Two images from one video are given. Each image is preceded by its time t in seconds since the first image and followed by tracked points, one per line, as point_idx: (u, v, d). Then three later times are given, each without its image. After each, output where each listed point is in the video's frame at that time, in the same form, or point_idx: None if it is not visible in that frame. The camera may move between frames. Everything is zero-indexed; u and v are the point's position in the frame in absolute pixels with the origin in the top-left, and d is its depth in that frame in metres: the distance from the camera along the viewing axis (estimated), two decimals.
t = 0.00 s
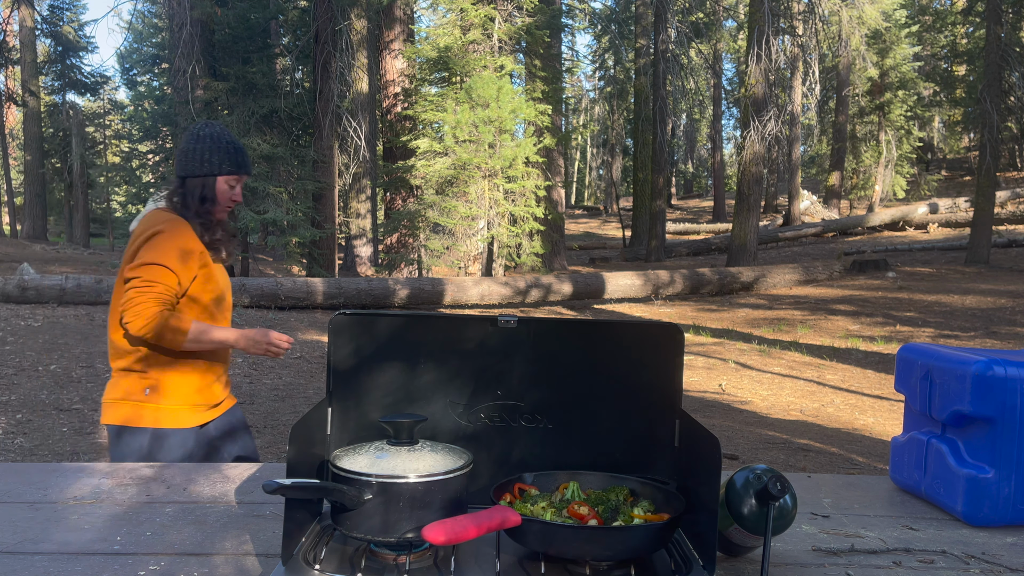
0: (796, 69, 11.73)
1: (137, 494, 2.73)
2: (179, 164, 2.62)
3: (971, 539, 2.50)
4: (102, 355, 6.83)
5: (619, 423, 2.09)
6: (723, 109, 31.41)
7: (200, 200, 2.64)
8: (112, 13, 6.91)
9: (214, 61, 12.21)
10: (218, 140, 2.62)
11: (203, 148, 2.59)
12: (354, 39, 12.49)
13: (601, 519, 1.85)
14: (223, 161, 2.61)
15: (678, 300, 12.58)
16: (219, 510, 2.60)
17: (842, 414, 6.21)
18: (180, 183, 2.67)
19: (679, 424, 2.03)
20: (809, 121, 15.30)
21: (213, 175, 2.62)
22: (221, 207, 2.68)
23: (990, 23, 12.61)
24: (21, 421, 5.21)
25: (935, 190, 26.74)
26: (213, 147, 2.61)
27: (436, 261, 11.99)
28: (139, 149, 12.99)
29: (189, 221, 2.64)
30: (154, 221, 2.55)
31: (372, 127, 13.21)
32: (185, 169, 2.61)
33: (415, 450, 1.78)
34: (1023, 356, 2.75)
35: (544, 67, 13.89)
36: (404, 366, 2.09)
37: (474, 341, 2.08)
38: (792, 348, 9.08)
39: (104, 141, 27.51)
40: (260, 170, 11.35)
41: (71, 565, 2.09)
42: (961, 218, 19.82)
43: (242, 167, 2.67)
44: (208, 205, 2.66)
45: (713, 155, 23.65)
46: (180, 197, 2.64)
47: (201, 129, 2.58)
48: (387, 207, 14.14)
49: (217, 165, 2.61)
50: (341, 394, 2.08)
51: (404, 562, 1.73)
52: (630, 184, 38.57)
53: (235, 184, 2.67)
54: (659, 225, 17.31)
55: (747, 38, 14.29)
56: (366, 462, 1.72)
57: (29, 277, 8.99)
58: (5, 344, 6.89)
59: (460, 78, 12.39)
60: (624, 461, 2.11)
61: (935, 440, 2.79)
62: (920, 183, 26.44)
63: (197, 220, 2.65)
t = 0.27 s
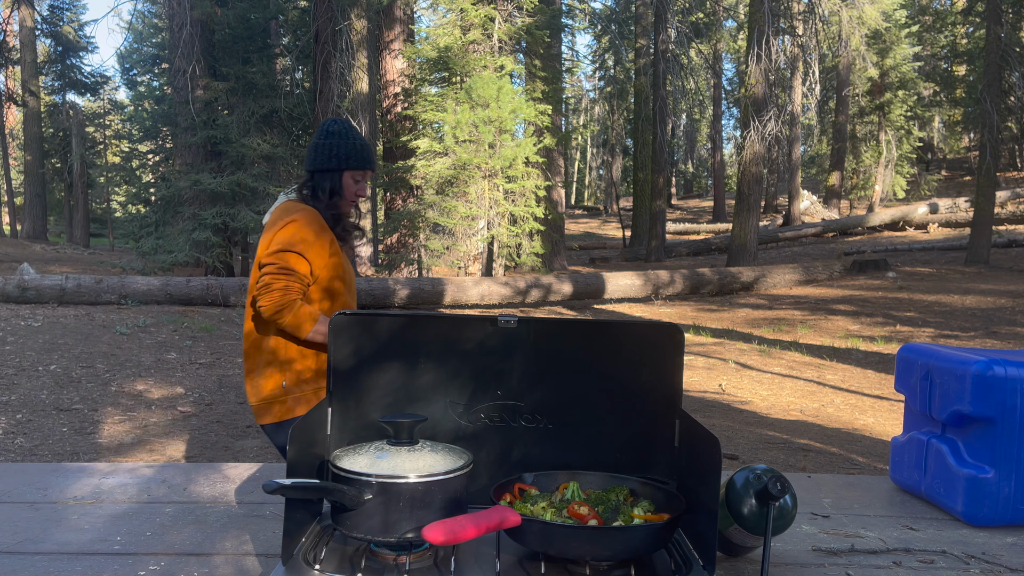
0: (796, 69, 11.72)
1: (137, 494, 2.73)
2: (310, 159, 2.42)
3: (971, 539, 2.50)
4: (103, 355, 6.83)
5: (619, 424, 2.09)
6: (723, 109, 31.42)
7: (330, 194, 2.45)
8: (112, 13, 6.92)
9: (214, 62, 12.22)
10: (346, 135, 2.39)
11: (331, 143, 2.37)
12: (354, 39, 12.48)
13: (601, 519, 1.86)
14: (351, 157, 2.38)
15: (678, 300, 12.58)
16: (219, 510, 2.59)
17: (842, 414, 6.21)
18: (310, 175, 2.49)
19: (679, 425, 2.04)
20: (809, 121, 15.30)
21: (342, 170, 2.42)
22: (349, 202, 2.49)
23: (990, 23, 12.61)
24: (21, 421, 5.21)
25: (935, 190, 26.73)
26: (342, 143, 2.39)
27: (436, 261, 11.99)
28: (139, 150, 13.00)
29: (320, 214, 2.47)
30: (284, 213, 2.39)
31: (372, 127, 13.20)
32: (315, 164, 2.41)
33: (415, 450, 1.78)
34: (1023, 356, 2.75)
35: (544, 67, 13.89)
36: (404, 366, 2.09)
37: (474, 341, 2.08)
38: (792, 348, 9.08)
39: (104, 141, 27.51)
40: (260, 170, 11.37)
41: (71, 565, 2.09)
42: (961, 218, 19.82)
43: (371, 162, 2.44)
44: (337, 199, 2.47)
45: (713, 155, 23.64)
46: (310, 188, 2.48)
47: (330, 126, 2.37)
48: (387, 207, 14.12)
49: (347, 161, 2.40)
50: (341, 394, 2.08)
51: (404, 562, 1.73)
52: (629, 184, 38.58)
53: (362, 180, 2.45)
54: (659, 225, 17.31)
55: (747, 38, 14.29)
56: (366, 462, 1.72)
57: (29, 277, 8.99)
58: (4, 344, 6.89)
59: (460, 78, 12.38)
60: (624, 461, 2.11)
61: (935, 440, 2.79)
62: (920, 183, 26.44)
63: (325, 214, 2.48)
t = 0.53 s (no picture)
0: (796, 69, 11.72)
1: (137, 494, 2.73)
2: (407, 176, 2.52)
3: (971, 539, 2.50)
4: (102, 355, 6.83)
5: (620, 424, 2.10)
6: (723, 109, 31.42)
7: (426, 212, 2.54)
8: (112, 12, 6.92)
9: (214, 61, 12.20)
10: (445, 154, 2.50)
11: (430, 160, 2.48)
12: (354, 39, 12.47)
13: (602, 519, 1.85)
14: (448, 174, 2.49)
15: (678, 300, 12.58)
16: (220, 509, 2.59)
17: (842, 414, 6.21)
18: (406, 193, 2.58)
19: (679, 424, 2.04)
20: (809, 121, 15.29)
21: (439, 190, 2.51)
22: (443, 220, 2.58)
23: (990, 23, 12.61)
24: (21, 421, 5.21)
25: (935, 190, 26.73)
26: (440, 161, 2.49)
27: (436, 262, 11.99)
28: (140, 149, 13.00)
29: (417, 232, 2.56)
30: (385, 232, 2.48)
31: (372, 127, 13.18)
32: (413, 181, 2.50)
33: (415, 450, 1.78)
34: (1023, 356, 2.75)
35: (544, 67, 13.89)
36: (404, 366, 2.09)
37: (474, 341, 2.08)
38: (792, 348, 9.08)
39: (104, 141, 27.51)
40: (260, 170, 11.35)
41: (71, 565, 2.09)
42: (961, 217, 19.82)
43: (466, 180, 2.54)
44: (432, 218, 2.55)
45: (713, 155, 23.63)
46: (408, 207, 2.56)
47: (430, 142, 2.47)
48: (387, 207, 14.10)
49: (444, 179, 2.49)
50: (341, 394, 2.08)
51: (404, 562, 1.73)
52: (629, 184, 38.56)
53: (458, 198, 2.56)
54: (659, 225, 17.31)
55: (747, 38, 14.29)
56: (365, 461, 1.72)
57: (29, 277, 8.99)
58: (4, 344, 6.89)
59: (460, 78, 12.37)
60: (624, 461, 2.11)
61: (935, 440, 2.79)
62: (920, 183, 26.44)
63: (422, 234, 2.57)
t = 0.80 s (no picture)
0: (796, 69, 11.71)
1: (137, 494, 2.73)
2: (553, 196, 2.47)
3: (970, 539, 2.50)
4: (102, 355, 6.83)
5: (620, 425, 2.09)
6: (723, 109, 31.41)
7: (572, 235, 2.49)
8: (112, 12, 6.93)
9: (214, 61, 12.18)
10: (595, 173, 2.44)
11: (579, 181, 2.43)
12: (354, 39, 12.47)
13: (602, 519, 1.85)
14: (597, 196, 2.42)
15: (678, 300, 12.58)
16: (220, 509, 2.59)
17: (843, 414, 6.21)
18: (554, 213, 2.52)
19: (679, 425, 2.04)
20: (810, 121, 15.28)
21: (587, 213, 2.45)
22: (588, 243, 2.50)
23: (990, 23, 12.61)
24: (21, 421, 5.21)
25: (935, 190, 26.74)
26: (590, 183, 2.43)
27: (436, 262, 12.01)
28: (139, 150, 12.99)
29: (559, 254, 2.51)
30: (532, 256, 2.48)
31: (372, 127, 13.18)
32: (559, 203, 2.45)
33: (415, 450, 1.78)
34: None
35: (544, 67, 13.88)
36: (404, 366, 2.09)
37: (474, 341, 2.08)
38: (792, 348, 9.08)
39: (104, 141, 27.51)
40: (260, 170, 11.34)
41: (71, 565, 2.09)
42: (961, 218, 19.82)
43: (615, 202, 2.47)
44: (577, 241, 2.50)
45: (713, 155, 23.62)
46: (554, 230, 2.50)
47: (580, 160, 2.43)
48: (387, 207, 14.10)
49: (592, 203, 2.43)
50: (341, 393, 2.08)
51: (404, 562, 1.73)
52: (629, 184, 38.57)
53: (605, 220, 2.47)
54: (659, 225, 17.31)
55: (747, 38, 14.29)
56: (366, 462, 1.72)
57: (29, 277, 8.98)
58: (4, 344, 6.88)
59: (460, 78, 12.37)
60: (624, 462, 2.11)
61: (935, 440, 2.79)
62: (920, 183, 26.44)
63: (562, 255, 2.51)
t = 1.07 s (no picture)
0: (796, 69, 11.70)
1: (137, 494, 2.73)
2: (647, 205, 2.40)
3: (971, 539, 2.50)
4: (102, 355, 6.83)
5: (621, 424, 2.09)
6: (723, 109, 31.40)
7: (668, 247, 2.40)
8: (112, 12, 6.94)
9: (214, 61, 12.17)
10: (689, 183, 2.35)
11: (675, 192, 2.35)
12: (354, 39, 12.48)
13: (602, 519, 1.85)
14: (691, 207, 2.34)
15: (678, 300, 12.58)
16: (220, 509, 2.59)
17: (843, 414, 6.21)
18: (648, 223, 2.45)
19: (679, 424, 2.03)
20: (810, 121, 15.27)
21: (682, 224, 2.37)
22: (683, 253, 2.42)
23: (990, 23, 12.61)
24: (21, 421, 5.21)
25: (935, 190, 26.73)
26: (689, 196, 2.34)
27: (436, 262, 12.01)
28: (139, 149, 12.99)
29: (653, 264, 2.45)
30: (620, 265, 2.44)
31: (372, 127, 13.19)
32: (653, 214, 2.38)
33: (415, 450, 1.78)
34: None
35: (544, 67, 13.88)
36: (404, 366, 2.09)
37: (474, 341, 2.08)
38: (792, 348, 9.08)
39: (104, 141, 27.51)
40: (260, 170, 11.33)
41: (71, 565, 2.09)
42: (961, 218, 19.82)
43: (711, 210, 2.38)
44: (671, 252, 2.41)
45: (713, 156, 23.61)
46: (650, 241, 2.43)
47: (675, 169, 2.33)
48: (387, 207, 14.11)
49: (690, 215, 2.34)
50: (341, 393, 2.07)
51: (404, 563, 1.73)
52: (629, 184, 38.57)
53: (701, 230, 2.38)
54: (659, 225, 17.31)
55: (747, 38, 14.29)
56: (366, 462, 1.72)
57: (29, 277, 8.97)
58: (4, 344, 6.88)
59: (460, 78, 12.37)
60: (624, 462, 2.10)
61: (935, 440, 2.78)
62: (920, 183, 26.44)
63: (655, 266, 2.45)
